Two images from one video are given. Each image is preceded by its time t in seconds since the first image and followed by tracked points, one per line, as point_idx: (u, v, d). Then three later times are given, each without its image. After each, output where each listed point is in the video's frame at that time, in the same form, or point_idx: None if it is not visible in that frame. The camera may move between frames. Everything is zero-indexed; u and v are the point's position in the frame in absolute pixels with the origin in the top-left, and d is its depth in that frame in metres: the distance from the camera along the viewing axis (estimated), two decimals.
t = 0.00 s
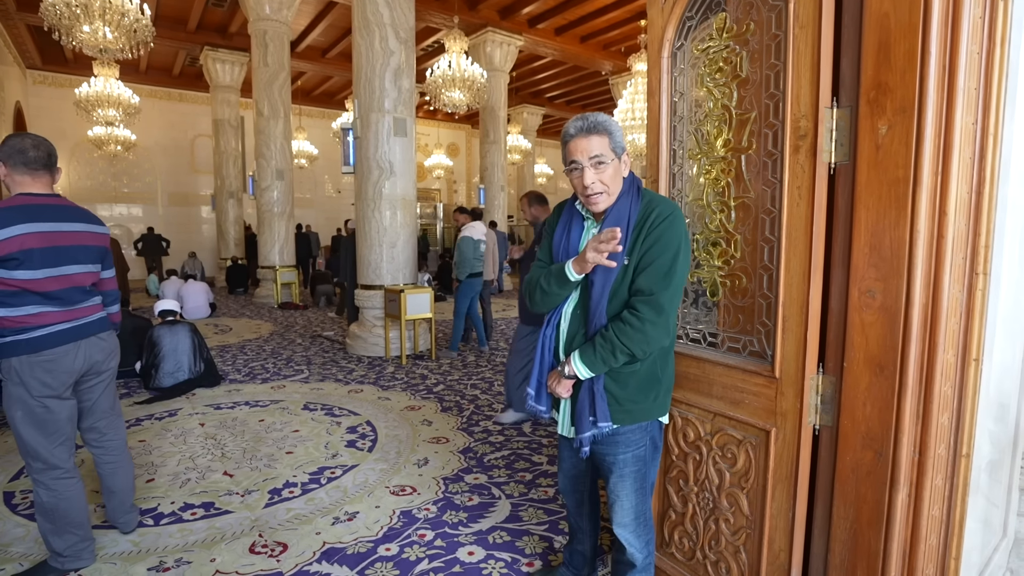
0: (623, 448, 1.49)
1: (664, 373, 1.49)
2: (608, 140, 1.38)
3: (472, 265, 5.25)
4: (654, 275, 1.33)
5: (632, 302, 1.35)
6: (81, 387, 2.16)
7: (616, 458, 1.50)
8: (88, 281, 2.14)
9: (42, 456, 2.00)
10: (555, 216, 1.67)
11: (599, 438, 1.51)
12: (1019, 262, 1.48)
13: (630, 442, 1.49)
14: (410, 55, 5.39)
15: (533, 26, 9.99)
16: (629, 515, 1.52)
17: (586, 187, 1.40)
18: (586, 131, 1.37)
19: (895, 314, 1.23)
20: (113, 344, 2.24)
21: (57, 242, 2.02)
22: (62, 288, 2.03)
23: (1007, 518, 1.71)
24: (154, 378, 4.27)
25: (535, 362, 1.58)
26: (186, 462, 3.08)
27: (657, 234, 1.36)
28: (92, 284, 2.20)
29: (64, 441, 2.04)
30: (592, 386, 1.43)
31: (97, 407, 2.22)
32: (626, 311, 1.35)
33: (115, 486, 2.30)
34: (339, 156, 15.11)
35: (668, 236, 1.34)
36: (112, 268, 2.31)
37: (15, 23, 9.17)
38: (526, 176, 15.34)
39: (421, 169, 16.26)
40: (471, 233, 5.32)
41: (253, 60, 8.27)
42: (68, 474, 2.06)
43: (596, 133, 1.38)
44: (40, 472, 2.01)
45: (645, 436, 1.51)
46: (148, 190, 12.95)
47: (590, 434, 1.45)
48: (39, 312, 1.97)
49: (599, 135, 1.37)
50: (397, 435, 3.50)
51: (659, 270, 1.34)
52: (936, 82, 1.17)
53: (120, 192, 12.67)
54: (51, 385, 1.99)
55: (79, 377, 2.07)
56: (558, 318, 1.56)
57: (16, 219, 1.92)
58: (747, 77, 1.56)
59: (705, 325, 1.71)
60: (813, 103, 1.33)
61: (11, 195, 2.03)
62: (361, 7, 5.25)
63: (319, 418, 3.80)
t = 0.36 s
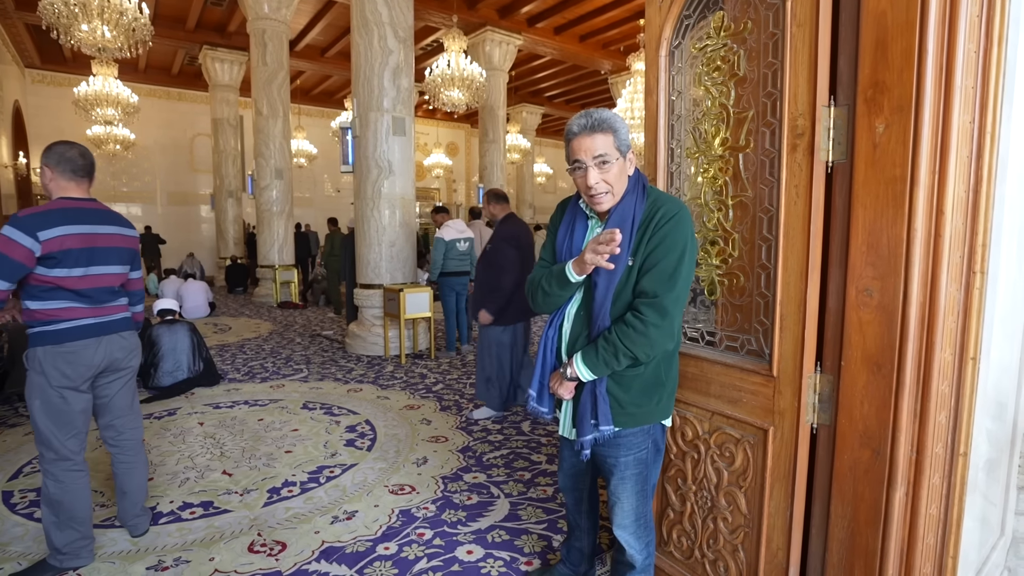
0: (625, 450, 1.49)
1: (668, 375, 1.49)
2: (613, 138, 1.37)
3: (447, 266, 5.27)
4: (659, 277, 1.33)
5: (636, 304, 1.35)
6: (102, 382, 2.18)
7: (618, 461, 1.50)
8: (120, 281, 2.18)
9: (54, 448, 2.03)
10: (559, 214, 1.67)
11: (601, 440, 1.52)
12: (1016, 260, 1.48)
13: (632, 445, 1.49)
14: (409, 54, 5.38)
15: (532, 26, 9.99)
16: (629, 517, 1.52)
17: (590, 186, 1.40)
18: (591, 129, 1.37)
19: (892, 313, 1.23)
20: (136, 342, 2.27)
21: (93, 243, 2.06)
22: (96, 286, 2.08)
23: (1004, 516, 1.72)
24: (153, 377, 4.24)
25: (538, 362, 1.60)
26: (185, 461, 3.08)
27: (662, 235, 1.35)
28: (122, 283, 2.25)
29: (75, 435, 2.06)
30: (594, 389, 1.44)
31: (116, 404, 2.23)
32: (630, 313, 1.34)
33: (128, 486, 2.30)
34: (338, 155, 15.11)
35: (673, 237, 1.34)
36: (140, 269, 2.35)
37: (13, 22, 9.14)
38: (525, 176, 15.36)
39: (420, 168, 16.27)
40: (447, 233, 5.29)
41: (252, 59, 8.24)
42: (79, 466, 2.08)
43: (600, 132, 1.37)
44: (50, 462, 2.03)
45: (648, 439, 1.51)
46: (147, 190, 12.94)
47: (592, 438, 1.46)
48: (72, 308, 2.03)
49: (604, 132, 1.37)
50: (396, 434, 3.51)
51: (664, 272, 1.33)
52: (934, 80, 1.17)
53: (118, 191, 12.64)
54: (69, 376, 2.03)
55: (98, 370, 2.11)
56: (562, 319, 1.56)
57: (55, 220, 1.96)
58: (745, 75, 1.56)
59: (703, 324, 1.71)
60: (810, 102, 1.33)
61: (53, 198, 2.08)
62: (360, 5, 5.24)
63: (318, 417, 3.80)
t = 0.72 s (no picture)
0: (626, 452, 1.49)
1: (668, 376, 1.49)
2: (615, 132, 1.37)
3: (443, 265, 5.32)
4: (656, 275, 1.32)
5: (634, 302, 1.34)
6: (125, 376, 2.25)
7: (619, 462, 1.51)
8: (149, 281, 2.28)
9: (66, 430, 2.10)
10: (562, 211, 1.67)
11: (601, 441, 1.52)
12: (1014, 259, 1.49)
13: (632, 446, 1.49)
14: (408, 53, 5.38)
15: (531, 25, 9.99)
16: (629, 518, 1.52)
17: (585, 180, 1.40)
18: (591, 122, 1.38)
19: (889, 312, 1.23)
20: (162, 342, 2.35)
21: (124, 242, 2.17)
22: (129, 283, 2.19)
23: (1002, 516, 1.72)
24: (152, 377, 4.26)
25: (539, 362, 1.61)
26: (185, 460, 3.08)
27: (661, 232, 1.35)
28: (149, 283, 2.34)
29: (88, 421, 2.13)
30: (594, 391, 1.44)
31: (134, 398, 2.28)
32: (627, 312, 1.34)
33: (135, 481, 2.30)
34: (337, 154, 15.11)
35: (672, 235, 1.33)
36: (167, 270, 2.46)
37: (11, 21, 9.13)
38: (524, 175, 15.36)
39: (419, 168, 16.26)
40: (437, 235, 5.17)
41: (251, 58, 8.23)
42: (83, 453, 2.14)
43: (600, 125, 1.37)
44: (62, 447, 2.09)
45: (648, 440, 1.51)
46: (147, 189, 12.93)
47: (592, 439, 1.46)
48: (110, 303, 2.14)
49: (603, 127, 1.37)
50: (396, 433, 3.51)
51: (662, 269, 1.32)
52: (931, 79, 1.17)
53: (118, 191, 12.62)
54: (87, 368, 2.10)
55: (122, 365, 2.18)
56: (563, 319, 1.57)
57: (92, 220, 2.08)
58: (743, 75, 1.56)
59: (702, 322, 1.71)
60: (808, 101, 1.33)
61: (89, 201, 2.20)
62: (360, 5, 5.24)
63: (318, 417, 3.80)
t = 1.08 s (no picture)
0: (627, 453, 1.50)
1: (671, 377, 1.49)
2: (606, 138, 1.39)
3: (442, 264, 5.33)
4: (657, 276, 1.32)
5: (635, 303, 1.35)
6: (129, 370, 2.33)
7: (620, 462, 1.51)
8: (154, 280, 2.40)
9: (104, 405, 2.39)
10: (563, 213, 1.68)
11: (602, 442, 1.52)
12: (1013, 258, 1.49)
13: (634, 447, 1.49)
14: (407, 53, 5.38)
15: (531, 25, 9.99)
16: (630, 518, 1.52)
17: (581, 188, 1.43)
18: (575, 133, 1.39)
19: (888, 311, 1.24)
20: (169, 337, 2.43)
21: (130, 243, 2.29)
22: (133, 281, 2.31)
23: (1002, 515, 1.72)
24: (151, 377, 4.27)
25: (540, 363, 1.61)
26: (185, 460, 3.09)
27: (663, 232, 1.35)
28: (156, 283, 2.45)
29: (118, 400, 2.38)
30: (595, 391, 1.44)
31: (138, 392, 2.35)
32: (628, 312, 1.34)
33: (133, 474, 2.36)
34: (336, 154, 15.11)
35: (673, 235, 1.33)
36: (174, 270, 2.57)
37: (10, 21, 9.12)
38: (524, 175, 15.36)
39: (419, 167, 16.25)
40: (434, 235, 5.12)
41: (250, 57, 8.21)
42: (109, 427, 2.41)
43: (585, 134, 1.38)
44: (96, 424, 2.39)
45: (650, 441, 1.52)
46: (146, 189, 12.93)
47: (593, 440, 1.46)
48: (113, 299, 2.26)
49: (590, 135, 1.38)
50: (396, 432, 3.51)
51: (663, 270, 1.32)
52: (929, 79, 1.17)
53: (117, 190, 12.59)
54: (88, 362, 2.26)
55: (120, 357, 2.28)
56: (565, 319, 1.57)
57: (99, 221, 2.21)
58: (742, 74, 1.56)
59: (701, 322, 1.71)
60: (807, 101, 1.33)
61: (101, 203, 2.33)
62: (359, 5, 5.24)
63: (318, 416, 3.81)
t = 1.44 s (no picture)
0: (629, 453, 1.50)
1: (672, 377, 1.49)
2: (615, 137, 1.40)
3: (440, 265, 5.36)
4: (661, 276, 1.33)
5: (638, 304, 1.35)
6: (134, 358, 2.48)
7: (621, 463, 1.51)
8: (152, 278, 2.47)
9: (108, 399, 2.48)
10: (563, 214, 1.69)
11: (604, 442, 1.52)
12: (1012, 258, 1.49)
13: (635, 448, 1.50)
14: (406, 53, 5.38)
15: (529, 24, 9.99)
16: (632, 519, 1.53)
17: (593, 187, 1.42)
18: (588, 130, 1.39)
19: (889, 311, 1.24)
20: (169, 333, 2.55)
21: (122, 242, 2.38)
22: (126, 280, 2.40)
23: (1001, 513, 1.73)
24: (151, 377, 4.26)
25: (540, 363, 1.61)
26: (185, 460, 3.09)
27: (667, 232, 1.35)
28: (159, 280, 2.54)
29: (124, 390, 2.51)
30: (596, 392, 1.44)
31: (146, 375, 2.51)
32: (632, 313, 1.35)
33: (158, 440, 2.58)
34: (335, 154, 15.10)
35: (679, 235, 1.34)
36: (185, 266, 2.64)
37: (8, 20, 9.10)
38: (523, 175, 15.36)
39: (418, 167, 16.25)
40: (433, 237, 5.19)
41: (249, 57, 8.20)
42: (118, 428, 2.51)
43: (598, 131, 1.39)
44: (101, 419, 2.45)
45: (652, 441, 1.52)
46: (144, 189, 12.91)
47: (594, 440, 1.47)
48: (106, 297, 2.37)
49: (600, 133, 1.38)
50: (395, 432, 3.52)
51: (667, 270, 1.33)
52: (930, 79, 1.18)
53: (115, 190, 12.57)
54: (94, 356, 2.40)
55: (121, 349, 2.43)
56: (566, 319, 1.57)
57: (89, 222, 2.31)
58: (742, 75, 1.57)
59: (701, 322, 1.72)
60: (808, 101, 1.34)
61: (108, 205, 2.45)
62: (358, 4, 5.24)
63: (317, 416, 3.81)
